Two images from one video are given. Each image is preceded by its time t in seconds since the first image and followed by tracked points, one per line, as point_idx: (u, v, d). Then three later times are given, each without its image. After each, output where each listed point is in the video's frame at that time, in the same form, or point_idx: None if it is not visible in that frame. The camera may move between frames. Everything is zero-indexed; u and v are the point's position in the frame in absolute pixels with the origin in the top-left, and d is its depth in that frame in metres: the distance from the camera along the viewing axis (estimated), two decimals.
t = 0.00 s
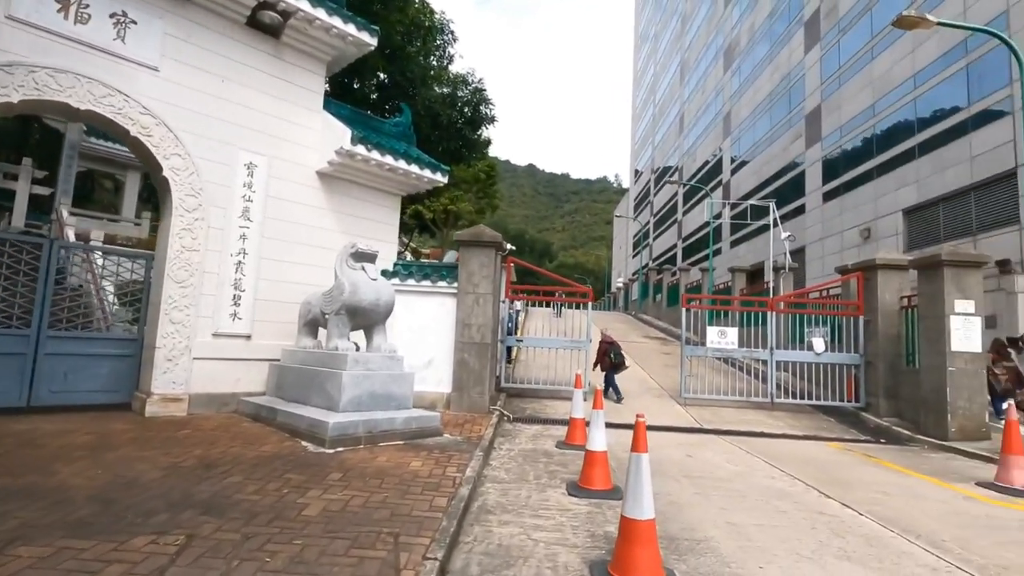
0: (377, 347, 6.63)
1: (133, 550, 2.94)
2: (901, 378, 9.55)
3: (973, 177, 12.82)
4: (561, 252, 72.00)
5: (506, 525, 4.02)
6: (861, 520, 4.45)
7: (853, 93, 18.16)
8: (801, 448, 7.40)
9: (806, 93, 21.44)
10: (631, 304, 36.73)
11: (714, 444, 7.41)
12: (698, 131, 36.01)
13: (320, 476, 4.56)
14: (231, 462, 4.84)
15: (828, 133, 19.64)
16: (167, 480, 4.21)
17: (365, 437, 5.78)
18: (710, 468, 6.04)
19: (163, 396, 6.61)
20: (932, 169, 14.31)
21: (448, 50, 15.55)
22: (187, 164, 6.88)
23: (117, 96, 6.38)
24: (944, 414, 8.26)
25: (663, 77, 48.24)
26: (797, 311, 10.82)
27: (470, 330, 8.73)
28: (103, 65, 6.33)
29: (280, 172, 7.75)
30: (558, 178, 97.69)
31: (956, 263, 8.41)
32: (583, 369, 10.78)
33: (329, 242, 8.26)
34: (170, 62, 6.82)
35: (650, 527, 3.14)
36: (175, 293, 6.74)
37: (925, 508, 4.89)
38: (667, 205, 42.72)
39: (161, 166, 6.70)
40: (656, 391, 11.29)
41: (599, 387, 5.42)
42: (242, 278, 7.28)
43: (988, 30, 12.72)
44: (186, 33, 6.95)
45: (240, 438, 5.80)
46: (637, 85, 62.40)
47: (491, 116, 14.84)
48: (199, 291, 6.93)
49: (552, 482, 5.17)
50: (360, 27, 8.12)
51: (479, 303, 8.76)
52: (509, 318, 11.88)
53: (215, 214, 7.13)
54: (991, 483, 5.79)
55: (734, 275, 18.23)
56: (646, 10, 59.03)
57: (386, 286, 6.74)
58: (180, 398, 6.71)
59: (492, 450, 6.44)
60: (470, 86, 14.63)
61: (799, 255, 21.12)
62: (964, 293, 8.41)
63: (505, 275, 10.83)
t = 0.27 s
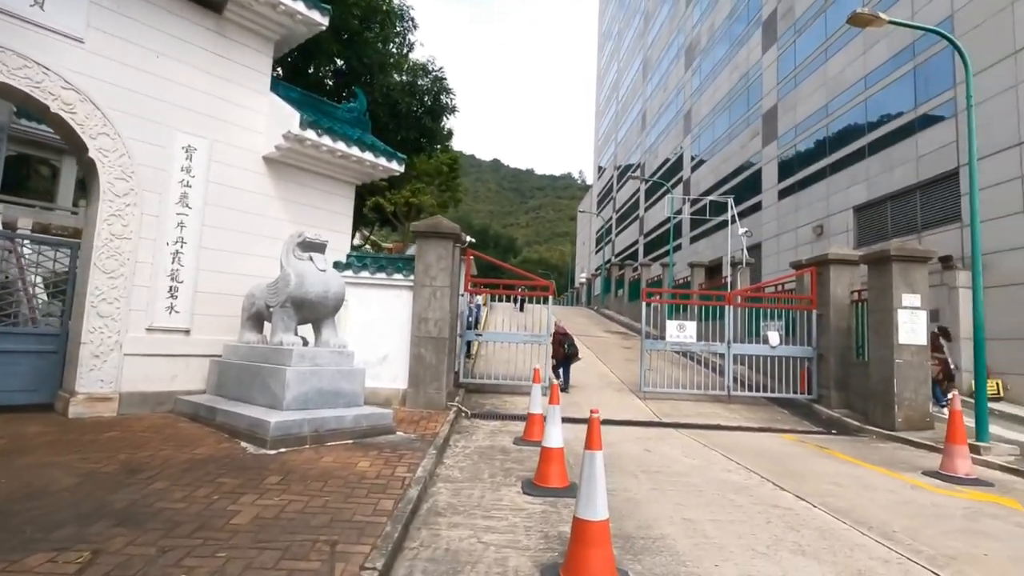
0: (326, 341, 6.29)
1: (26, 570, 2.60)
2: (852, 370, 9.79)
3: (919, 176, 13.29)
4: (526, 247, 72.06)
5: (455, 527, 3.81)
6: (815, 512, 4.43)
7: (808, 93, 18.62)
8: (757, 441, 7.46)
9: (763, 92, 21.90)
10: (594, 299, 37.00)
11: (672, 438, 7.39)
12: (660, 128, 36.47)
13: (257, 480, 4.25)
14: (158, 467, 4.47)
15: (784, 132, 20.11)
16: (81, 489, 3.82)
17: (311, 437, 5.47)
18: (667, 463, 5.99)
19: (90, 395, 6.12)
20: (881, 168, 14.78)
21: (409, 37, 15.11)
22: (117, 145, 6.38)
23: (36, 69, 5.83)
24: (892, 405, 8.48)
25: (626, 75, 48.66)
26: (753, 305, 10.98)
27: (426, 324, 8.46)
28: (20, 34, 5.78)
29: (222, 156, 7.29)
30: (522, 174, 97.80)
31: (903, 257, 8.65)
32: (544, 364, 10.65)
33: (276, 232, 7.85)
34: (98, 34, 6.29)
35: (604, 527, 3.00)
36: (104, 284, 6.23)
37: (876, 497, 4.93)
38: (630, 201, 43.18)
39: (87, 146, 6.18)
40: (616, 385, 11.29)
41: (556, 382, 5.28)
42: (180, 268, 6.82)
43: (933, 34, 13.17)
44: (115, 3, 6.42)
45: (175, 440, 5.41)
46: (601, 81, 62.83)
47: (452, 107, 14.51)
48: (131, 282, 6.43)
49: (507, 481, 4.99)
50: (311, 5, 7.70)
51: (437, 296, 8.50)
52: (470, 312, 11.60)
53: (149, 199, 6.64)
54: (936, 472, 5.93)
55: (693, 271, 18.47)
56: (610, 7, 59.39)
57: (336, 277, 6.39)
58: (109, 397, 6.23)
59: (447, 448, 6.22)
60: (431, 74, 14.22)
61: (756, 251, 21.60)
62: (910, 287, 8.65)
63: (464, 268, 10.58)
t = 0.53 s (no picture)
0: (283, 341, 5.94)
1: None
2: (821, 368, 9.84)
3: (886, 177, 13.48)
4: (502, 246, 71.85)
5: (413, 540, 3.56)
6: (789, 516, 4.31)
7: (779, 94, 18.80)
8: (729, 441, 7.37)
9: (736, 92, 22.07)
10: (569, 298, 36.99)
11: (644, 438, 7.26)
12: (635, 127, 36.61)
13: (200, 492, 3.92)
14: (90, 478, 4.10)
15: (756, 132, 20.30)
16: None
17: (264, 443, 5.15)
18: (639, 465, 5.83)
19: (23, 400, 5.66)
20: (849, 169, 14.97)
21: (380, 28, 14.72)
22: (55, 129, 5.91)
23: None
24: (861, 404, 8.51)
25: (602, 74, 48.77)
26: (725, 303, 10.96)
27: (393, 323, 8.16)
28: None
29: (173, 144, 6.86)
30: (498, 172, 97.55)
31: (873, 256, 8.68)
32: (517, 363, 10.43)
33: (232, 225, 7.45)
34: (33, 9, 5.82)
35: (570, 543, 2.81)
36: (39, 280, 5.77)
37: (848, 499, 4.85)
38: (605, 200, 43.33)
39: (21, 130, 5.71)
40: (589, 384, 11.15)
41: (524, 384, 5.05)
42: (126, 263, 6.38)
43: (901, 37, 13.36)
44: None
45: (115, 447, 5.03)
46: (576, 80, 62.91)
47: (423, 100, 14.15)
48: (71, 278, 5.98)
49: (472, 488, 4.76)
50: None
51: (404, 293, 8.20)
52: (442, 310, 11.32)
53: (91, 189, 6.18)
54: (906, 471, 5.90)
55: (666, 269, 18.49)
56: (586, 6, 59.48)
57: (294, 273, 6.04)
58: (45, 402, 5.77)
59: (411, 452, 5.96)
60: (402, 66, 13.84)
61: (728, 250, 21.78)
62: (879, 286, 8.70)
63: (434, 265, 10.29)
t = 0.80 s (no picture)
0: (254, 340, 5.72)
1: None
2: (809, 368, 9.74)
3: (874, 177, 13.44)
4: (491, 245, 71.63)
5: (380, 552, 3.36)
6: (775, 522, 4.16)
7: (768, 93, 18.76)
8: (715, 442, 7.23)
9: (724, 91, 22.03)
10: (558, 297, 36.88)
11: (629, 440, 7.10)
12: (624, 126, 36.54)
13: (155, 501, 3.69)
14: (39, 487, 3.85)
15: (744, 131, 20.26)
16: None
17: (231, 447, 4.91)
18: (622, 468, 5.66)
19: None
20: (837, 168, 14.94)
21: (365, 22, 14.50)
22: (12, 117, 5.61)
23: None
24: (848, 404, 8.42)
25: (592, 73, 48.68)
26: (713, 302, 10.84)
27: (373, 322, 7.93)
28: None
29: (141, 135, 6.58)
30: (489, 172, 97.33)
31: (860, 255, 8.60)
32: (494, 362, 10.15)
33: (204, 220, 7.19)
34: None
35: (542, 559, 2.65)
36: None
37: (835, 504, 4.72)
38: (594, 199, 43.25)
39: None
40: (575, 384, 10.98)
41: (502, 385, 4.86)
42: (89, 258, 6.09)
43: (889, 36, 13.32)
44: None
45: (71, 452, 4.77)
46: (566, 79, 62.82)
47: (409, 94, 13.86)
48: (29, 274, 5.69)
49: (448, 494, 4.56)
50: None
51: (385, 291, 7.97)
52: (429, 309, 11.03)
53: (52, 180, 5.88)
54: (894, 473, 5.79)
55: (654, 269, 18.39)
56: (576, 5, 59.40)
57: (266, 270, 5.80)
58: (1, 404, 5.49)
59: (387, 455, 5.74)
60: (386, 60, 13.59)
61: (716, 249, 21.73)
62: (867, 285, 8.61)
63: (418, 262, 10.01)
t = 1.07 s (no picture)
0: (221, 339, 5.46)
1: None
2: (797, 368, 9.63)
3: (862, 176, 13.38)
4: (482, 245, 71.41)
5: (340, 564, 3.14)
6: (760, 529, 3.99)
7: (757, 92, 18.69)
8: (702, 444, 7.07)
9: (714, 90, 21.96)
10: (548, 297, 36.74)
11: (614, 442, 6.92)
12: (615, 126, 36.44)
13: (101, 510, 3.45)
14: None
15: (733, 130, 20.19)
16: None
17: (192, 451, 4.67)
18: (605, 471, 5.48)
19: None
20: (826, 167, 14.88)
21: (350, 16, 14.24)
22: None
23: None
24: (836, 404, 8.30)
25: (582, 72, 48.58)
26: (701, 301, 10.69)
27: (351, 320, 7.69)
28: None
29: (107, 124, 6.31)
30: (480, 171, 97.09)
31: (849, 254, 8.48)
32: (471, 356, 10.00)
33: (174, 214, 6.93)
34: None
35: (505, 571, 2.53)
36: None
37: (822, 508, 4.56)
38: (585, 199, 43.15)
39: None
40: (561, 384, 10.80)
41: (478, 385, 4.66)
42: (49, 252, 5.80)
43: (877, 35, 13.25)
44: None
45: (23, 456, 4.51)
46: (557, 78, 62.68)
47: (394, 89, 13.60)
48: None
49: (421, 499, 4.35)
50: None
51: (363, 289, 7.73)
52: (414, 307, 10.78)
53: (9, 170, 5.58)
54: (882, 475, 5.65)
55: (643, 268, 18.26)
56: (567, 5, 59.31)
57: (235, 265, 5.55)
58: None
59: (361, 458, 5.53)
60: (371, 54, 13.32)
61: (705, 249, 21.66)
62: (855, 284, 8.49)
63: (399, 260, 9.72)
